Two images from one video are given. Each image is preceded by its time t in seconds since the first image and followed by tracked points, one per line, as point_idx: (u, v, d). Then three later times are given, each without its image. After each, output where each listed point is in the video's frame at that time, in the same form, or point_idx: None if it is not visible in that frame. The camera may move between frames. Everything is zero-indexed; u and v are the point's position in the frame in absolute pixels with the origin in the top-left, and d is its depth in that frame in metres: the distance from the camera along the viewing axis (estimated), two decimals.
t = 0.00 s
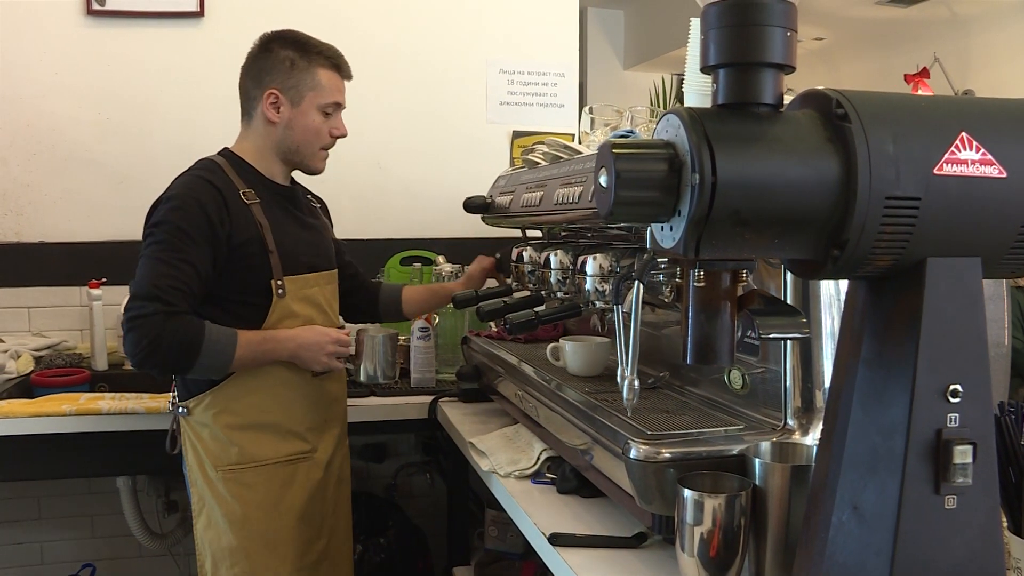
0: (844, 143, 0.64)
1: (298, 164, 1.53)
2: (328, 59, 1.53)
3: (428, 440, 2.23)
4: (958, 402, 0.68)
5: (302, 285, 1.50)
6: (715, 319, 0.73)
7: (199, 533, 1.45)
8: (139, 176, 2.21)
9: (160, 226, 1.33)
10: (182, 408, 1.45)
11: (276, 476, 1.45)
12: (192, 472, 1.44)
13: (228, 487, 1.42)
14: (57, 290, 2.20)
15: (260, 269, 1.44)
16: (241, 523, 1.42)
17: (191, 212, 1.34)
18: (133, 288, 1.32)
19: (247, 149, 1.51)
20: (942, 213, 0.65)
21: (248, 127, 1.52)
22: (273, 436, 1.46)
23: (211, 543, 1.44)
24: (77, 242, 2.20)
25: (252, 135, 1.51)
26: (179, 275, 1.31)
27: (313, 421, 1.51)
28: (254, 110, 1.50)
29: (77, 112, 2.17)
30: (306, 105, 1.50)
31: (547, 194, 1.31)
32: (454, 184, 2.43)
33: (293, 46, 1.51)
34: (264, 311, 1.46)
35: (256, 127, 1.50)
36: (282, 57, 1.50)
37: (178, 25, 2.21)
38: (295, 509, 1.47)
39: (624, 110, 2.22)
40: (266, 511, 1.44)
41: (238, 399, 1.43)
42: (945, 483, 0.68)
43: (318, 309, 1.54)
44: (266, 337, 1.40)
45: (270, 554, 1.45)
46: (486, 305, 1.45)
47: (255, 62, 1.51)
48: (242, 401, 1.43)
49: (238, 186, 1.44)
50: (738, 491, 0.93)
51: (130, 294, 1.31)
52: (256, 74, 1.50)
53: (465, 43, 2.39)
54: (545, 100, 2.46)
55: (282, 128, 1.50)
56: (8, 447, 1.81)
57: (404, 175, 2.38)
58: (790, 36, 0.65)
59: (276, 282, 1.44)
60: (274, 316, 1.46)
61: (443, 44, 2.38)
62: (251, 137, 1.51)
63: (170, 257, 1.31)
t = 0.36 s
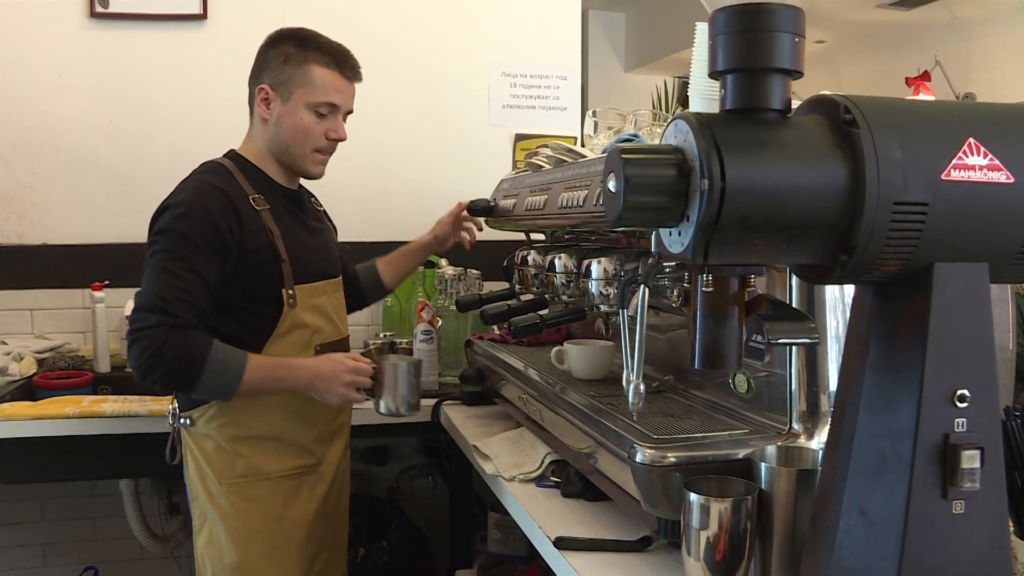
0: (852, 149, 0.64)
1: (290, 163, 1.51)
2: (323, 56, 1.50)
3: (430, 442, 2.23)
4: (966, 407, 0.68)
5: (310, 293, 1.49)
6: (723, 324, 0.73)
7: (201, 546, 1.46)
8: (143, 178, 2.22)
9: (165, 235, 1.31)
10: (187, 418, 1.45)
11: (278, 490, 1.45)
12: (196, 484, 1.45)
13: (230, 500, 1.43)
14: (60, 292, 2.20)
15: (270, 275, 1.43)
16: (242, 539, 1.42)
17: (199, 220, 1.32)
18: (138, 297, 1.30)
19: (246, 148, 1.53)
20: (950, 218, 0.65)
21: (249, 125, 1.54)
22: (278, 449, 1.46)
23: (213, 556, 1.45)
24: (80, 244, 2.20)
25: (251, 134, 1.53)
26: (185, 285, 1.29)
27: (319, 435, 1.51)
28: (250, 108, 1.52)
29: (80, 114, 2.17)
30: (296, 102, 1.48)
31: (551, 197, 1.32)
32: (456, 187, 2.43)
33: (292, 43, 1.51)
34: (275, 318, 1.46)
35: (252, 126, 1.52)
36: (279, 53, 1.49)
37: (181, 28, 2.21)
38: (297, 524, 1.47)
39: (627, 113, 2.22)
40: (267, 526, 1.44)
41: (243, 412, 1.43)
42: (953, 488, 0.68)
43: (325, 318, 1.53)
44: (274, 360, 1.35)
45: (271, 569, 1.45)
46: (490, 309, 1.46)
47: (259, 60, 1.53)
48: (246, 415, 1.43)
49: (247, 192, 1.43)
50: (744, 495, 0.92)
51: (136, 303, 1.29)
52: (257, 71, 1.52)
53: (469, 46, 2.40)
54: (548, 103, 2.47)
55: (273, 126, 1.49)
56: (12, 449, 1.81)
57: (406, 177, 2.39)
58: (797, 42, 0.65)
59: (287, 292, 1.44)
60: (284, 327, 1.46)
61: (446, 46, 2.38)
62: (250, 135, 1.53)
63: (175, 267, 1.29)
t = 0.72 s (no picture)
0: (862, 155, 0.64)
1: (290, 163, 1.36)
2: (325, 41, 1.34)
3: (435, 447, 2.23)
4: (976, 413, 0.68)
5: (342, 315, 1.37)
6: (734, 331, 0.73)
7: None
8: (147, 185, 2.22)
9: (200, 270, 1.08)
10: (209, 468, 1.26)
11: (322, 536, 1.32)
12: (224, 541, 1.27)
13: (274, 555, 1.28)
14: (65, 298, 2.21)
15: (302, 303, 1.28)
16: None
17: (232, 247, 1.12)
18: (181, 354, 1.06)
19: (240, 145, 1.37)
20: (960, 223, 0.65)
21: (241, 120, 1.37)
22: (317, 490, 1.32)
23: None
24: (86, 251, 2.20)
25: (244, 130, 1.37)
26: (245, 328, 1.08)
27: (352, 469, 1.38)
28: (243, 100, 1.35)
29: (85, 121, 2.18)
30: (296, 93, 1.33)
31: (557, 203, 1.32)
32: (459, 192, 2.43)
33: (289, 26, 1.34)
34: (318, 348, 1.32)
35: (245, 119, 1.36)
36: (276, 36, 1.33)
37: (185, 35, 2.22)
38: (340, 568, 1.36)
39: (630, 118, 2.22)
40: None
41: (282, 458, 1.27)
42: (964, 494, 0.68)
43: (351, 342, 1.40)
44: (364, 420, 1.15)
45: None
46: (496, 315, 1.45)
47: (251, 44, 1.36)
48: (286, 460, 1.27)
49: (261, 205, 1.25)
50: (753, 501, 0.92)
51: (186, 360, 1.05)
52: (248, 60, 1.35)
53: (472, 51, 2.40)
54: (552, 108, 2.47)
55: (271, 120, 1.33)
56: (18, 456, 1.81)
57: (410, 183, 2.39)
58: (806, 49, 0.66)
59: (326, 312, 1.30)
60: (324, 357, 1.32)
61: (449, 53, 2.39)
62: (244, 132, 1.37)
63: (225, 308, 1.07)
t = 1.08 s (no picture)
0: (865, 164, 0.64)
1: (313, 163, 1.32)
2: (354, 35, 1.29)
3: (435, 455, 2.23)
4: (980, 422, 0.68)
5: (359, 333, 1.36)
6: (736, 341, 0.73)
7: None
8: (148, 192, 2.22)
9: (241, 298, 1.03)
10: (218, 498, 1.24)
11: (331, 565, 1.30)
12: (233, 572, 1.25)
13: None
14: (66, 305, 2.21)
15: (329, 315, 1.25)
16: None
17: (269, 270, 1.07)
18: (226, 392, 1.02)
19: (260, 142, 1.32)
20: (962, 233, 0.65)
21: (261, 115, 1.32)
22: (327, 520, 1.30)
23: None
24: (86, 258, 2.20)
25: (265, 126, 1.31)
26: (288, 358, 1.05)
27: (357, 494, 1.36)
28: (265, 95, 1.29)
29: (86, 128, 2.18)
30: (324, 91, 1.28)
31: (558, 211, 1.32)
32: (460, 198, 2.44)
33: (314, 19, 1.29)
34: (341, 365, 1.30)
35: (264, 116, 1.30)
36: (301, 29, 1.28)
37: (186, 42, 2.22)
38: None
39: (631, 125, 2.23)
40: None
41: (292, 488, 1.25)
42: (968, 504, 0.68)
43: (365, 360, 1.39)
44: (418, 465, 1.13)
45: None
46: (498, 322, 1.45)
47: (271, 35, 1.30)
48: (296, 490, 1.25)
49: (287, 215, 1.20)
50: (755, 510, 0.92)
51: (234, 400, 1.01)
52: (270, 53, 1.30)
53: (473, 58, 2.41)
54: (552, 115, 2.47)
55: (296, 118, 1.29)
56: (17, 463, 1.81)
57: (411, 190, 2.39)
58: (808, 58, 0.66)
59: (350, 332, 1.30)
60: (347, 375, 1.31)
61: (449, 60, 2.39)
62: (264, 127, 1.32)
63: (269, 338, 1.04)
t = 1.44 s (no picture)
0: (869, 171, 0.64)
1: (333, 166, 1.31)
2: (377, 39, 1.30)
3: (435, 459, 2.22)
4: (982, 431, 0.67)
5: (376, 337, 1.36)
6: (737, 348, 0.72)
7: None
8: (147, 195, 2.22)
9: (273, 308, 1.03)
10: (231, 505, 1.22)
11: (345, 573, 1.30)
12: None
13: None
14: (64, 308, 2.20)
15: (352, 320, 1.24)
16: None
17: (300, 277, 1.06)
18: (262, 404, 1.01)
19: (278, 144, 1.30)
20: (964, 239, 0.64)
21: (279, 116, 1.30)
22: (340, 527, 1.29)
23: None
24: (85, 260, 2.20)
25: (283, 127, 1.30)
26: (320, 366, 1.04)
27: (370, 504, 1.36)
28: (285, 96, 1.28)
29: (85, 130, 2.18)
30: (348, 93, 1.27)
31: (558, 215, 1.31)
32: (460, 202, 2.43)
33: (335, 21, 1.28)
34: (351, 374, 1.28)
35: (283, 117, 1.29)
36: (324, 30, 1.27)
37: (185, 44, 2.22)
38: None
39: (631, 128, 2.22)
40: None
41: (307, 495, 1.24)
42: (971, 513, 0.67)
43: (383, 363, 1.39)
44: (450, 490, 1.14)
45: None
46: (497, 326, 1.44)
47: (292, 36, 1.29)
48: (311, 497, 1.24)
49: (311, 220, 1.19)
50: (756, 518, 0.91)
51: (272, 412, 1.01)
52: (290, 54, 1.28)
53: (474, 62, 2.40)
54: (552, 118, 2.47)
55: (318, 119, 1.27)
56: (14, 467, 1.80)
57: (411, 193, 2.39)
58: (811, 63, 0.65)
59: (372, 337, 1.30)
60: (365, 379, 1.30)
61: (449, 62, 2.39)
62: (282, 129, 1.30)
63: (301, 348, 1.03)
